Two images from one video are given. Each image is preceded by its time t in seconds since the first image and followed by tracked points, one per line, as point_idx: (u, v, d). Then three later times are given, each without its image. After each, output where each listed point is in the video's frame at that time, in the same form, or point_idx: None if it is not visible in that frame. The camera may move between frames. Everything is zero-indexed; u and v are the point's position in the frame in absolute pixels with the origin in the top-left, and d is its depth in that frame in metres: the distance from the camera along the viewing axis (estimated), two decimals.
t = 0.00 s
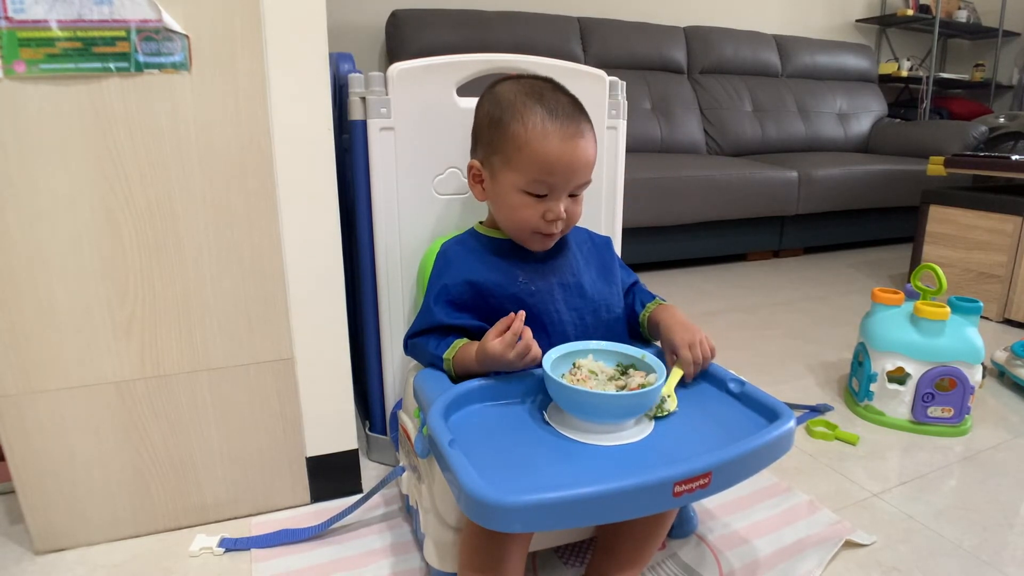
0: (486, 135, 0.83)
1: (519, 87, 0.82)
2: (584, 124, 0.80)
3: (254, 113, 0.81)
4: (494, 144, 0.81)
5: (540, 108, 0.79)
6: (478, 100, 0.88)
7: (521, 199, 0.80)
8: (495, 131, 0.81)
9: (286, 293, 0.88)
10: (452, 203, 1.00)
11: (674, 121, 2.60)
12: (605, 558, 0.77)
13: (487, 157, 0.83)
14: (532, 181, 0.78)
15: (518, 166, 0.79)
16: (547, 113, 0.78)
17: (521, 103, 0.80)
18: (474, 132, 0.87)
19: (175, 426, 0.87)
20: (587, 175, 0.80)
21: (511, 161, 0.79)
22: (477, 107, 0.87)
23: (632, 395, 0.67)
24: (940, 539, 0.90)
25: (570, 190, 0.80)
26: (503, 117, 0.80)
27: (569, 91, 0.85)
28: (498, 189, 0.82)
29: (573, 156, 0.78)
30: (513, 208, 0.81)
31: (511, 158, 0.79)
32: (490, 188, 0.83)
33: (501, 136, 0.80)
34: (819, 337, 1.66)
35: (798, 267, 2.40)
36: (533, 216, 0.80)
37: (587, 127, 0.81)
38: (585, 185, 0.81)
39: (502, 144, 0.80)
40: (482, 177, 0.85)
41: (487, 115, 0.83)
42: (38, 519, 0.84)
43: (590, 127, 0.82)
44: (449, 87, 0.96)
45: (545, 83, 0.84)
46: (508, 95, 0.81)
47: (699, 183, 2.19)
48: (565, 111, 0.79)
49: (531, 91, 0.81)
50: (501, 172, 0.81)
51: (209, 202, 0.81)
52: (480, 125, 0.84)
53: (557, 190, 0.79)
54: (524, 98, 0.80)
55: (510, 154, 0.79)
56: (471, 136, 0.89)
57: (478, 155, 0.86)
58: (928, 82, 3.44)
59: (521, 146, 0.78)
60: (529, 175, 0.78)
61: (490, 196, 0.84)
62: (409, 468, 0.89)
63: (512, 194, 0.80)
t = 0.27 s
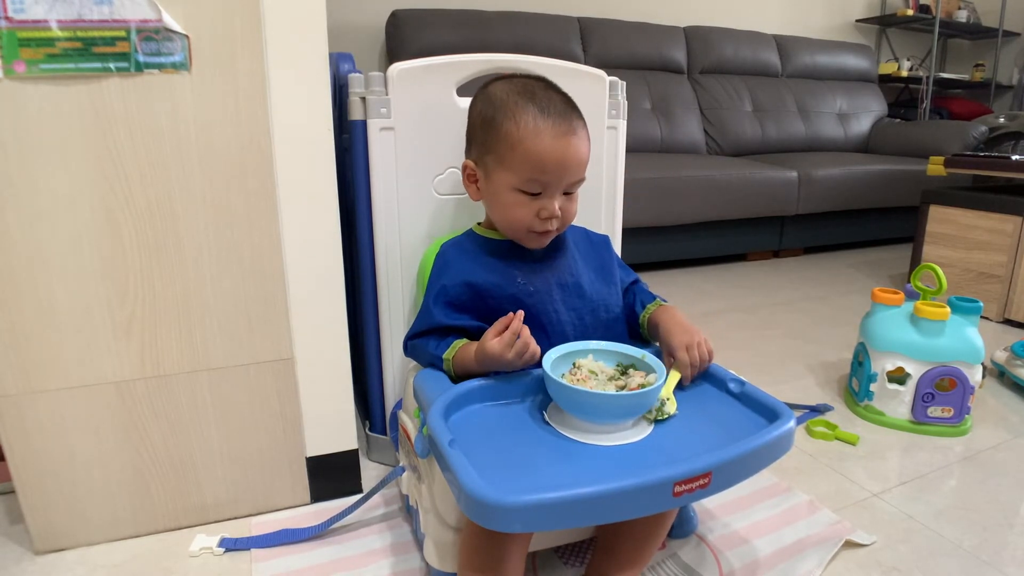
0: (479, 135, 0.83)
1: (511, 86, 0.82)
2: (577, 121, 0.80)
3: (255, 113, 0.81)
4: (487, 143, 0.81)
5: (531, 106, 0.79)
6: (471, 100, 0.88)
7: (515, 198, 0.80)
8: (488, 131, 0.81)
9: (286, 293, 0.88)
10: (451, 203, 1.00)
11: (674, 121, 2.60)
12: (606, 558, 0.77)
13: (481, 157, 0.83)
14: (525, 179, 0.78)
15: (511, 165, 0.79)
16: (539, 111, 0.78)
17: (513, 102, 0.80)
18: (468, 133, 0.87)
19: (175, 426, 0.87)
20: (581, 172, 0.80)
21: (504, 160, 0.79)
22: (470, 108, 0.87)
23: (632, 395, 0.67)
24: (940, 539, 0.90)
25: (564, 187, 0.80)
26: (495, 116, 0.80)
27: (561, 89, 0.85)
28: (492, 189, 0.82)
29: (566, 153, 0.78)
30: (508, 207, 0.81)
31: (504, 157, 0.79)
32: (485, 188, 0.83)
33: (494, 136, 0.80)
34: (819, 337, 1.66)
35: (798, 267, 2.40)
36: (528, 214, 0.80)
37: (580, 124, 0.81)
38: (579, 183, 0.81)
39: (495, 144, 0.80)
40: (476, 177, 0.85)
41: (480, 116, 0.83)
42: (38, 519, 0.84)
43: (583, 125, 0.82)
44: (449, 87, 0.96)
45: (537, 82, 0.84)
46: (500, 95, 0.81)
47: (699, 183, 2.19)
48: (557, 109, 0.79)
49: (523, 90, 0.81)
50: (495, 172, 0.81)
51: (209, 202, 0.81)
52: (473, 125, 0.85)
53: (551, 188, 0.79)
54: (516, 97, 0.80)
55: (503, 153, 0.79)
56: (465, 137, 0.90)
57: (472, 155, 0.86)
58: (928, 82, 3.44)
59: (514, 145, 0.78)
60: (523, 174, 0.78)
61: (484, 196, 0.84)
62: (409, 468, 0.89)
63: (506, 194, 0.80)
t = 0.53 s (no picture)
0: (479, 138, 0.83)
1: (509, 87, 0.82)
2: (577, 120, 0.80)
3: (254, 113, 0.81)
4: (489, 146, 0.81)
5: (532, 107, 0.79)
6: (468, 103, 0.87)
7: (520, 199, 0.80)
8: (489, 134, 0.81)
9: (286, 294, 0.88)
10: (451, 203, 1.00)
11: (674, 121, 2.60)
12: (605, 558, 0.77)
13: (483, 160, 0.83)
14: (530, 180, 0.78)
15: (516, 167, 0.79)
16: (540, 112, 0.78)
17: (514, 104, 0.79)
18: (467, 136, 0.87)
19: (175, 426, 0.87)
20: (584, 170, 0.80)
21: (508, 162, 0.79)
22: (468, 110, 0.87)
23: (631, 395, 0.67)
24: (940, 540, 0.90)
25: (568, 186, 0.80)
26: (496, 119, 0.80)
27: (558, 88, 0.85)
28: (496, 192, 0.82)
29: (569, 153, 0.78)
30: (513, 209, 0.81)
31: (508, 159, 0.79)
32: (488, 190, 0.83)
33: (496, 139, 0.80)
34: (819, 337, 1.66)
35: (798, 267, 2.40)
36: (534, 215, 0.80)
37: (581, 122, 0.81)
38: (583, 180, 0.81)
39: (498, 147, 0.80)
40: (478, 180, 0.85)
41: (479, 119, 0.82)
42: (38, 519, 0.84)
43: (583, 122, 0.82)
44: (449, 87, 0.96)
45: (534, 82, 0.84)
46: (499, 97, 0.81)
47: (699, 183, 2.19)
48: (558, 109, 0.79)
49: (522, 91, 0.81)
50: (499, 174, 0.81)
51: (209, 202, 0.81)
52: (473, 128, 0.84)
53: (556, 188, 0.79)
54: (516, 98, 0.80)
55: (507, 155, 0.79)
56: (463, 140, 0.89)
57: (472, 159, 0.86)
58: (929, 82, 3.44)
59: (518, 147, 0.78)
60: (527, 175, 0.78)
61: (487, 199, 0.84)
62: (409, 468, 0.89)
63: (511, 195, 0.80)
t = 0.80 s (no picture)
0: (488, 138, 0.82)
1: (518, 88, 0.81)
2: (586, 120, 0.81)
3: (254, 113, 0.81)
4: (501, 146, 0.80)
5: (544, 107, 0.79)
6: (471, 103, 0.86)
7: (532, 199, 0.80)
8: (500, 135, 0.80)
9: (286, 294, 0.88)
10: (451, 203, 1.00)
11: (674, 121, 2.60)
12: (605, 558, 0.77)
13: (492, 160, 0.82)
14: (543, 180, 0.78)
15: (529, 167, 0.78)
16: (552, 112, 0.78)
17: (526, 104, 0.79)
18: (471, 136, 0.85)
19: (175, 426, 0.87)
20: (593, 170, 0.81)
21: (520, 163, 0.79)
22: (471, 110, 0.86)
23: (631, 395, 0.67)
24: (940, 540, 0.90)
25: (577, 185, 0.81)
26: (508, 119, 0.79)
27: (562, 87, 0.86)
28: (506, 192, 0.81)
29: (582, 153, 0.78)
30: (524, 209, 0.81)
31: (520, 160, 0.79)
32: (496, 191, 0.83)
33: (507, 139, 0.79)
34: (820, 337, 1.66)
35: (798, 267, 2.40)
36: (545, 214, 0.80)
37: (589, 122, 0.82)
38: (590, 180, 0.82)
39: (511, 147, 0.79)
40: (486, 181, 0.84)
41: (488, 119, 0.82)
42: (38, 519, 0.84)
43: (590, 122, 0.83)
44: (449, 87, 0.96)
45: (540, 82, 0.84)
46: (509, 97, 0.81)
47: (699, 183, 2.19)
48: (568, 109, 0.80)
49: (530, 90, 0.81)
50: (510, 175, 0.80)
51: (209, 202, 0.81)
52: (480, 128, 0.83)
53: (567, 187, 0.80)
54: (527, 98, 0.80)
55: (519, 156, 0.79)
56: (465, 139, 0.88)
57: (478, 159, 0.85)
58: (929, 82, 3.44)
59: (532, 147, 0.78)
60: (540, 175, 0.78)
61: (496, 199, 0.83)
62: (409, 468, 0.89)
63: (522, 195, 0.80)
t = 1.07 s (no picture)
0: (515, 135, 0.81)
1: (548, 87, 0.81)
2: (612, 125, 0.81)
3: (254, 113, 0.81)
4: (527, 144, 0.80)
5: (575, 109, 0.79)
6: (496, 98, 0.85)
7: (554, 199, 0.80)
8: (529, 132, 0.79)
9: (286, 294, 0.88)
10: (452, 203, 1.00)
11: (674, 121, 2.61)
12: (605, 558, 0.77)
13: (517, 157, 0.81)
14: (569, 180, 0.78)
15: (556, 166, 0.78)
16: (582, 114, 0.78)
17: (557, 104, 0.79)
18: (495, 130, 0.84)
19: (175, 426, 0.87)
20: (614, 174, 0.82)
21: (547, 161, 0.79)
22: (497, 105, 0.85)
23: (630, 395, 0.67)
24: (940, 540, 0.90)
25: (598, 189, 0.81)
26: (538, 118, 0.79)
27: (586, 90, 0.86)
28: (528, 189, 0.81)
29: (608, 156, 0.79)
30: (545, 207, 0.81)
31: (548, 159, 0.78)
32: (518, 188, 0.82)
33: (536, 137, 0.79)
34: (820, 337, 1.66)
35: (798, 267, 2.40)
36: (564, 215, 0.81)
37: (614, 127, 0.82)
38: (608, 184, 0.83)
39: (538, 145, 0.79)
40: (507, 177, 0.83)
41: (517, 115, 0.81)
42: (38, 519, 0.84)
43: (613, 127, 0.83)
44: (449, 87, 0.96)
45: (568, 82, 0.83)
46: (539, 95, 0.80)
47: (699, 183, 2.19)
48: (596, 113, 0.80)
49: (560, 91, 0.81)
50: (535, 172, 0.80)
51: (209, 202, 0.81)
52: (506, 123, 0.82)
53: (589, 190, 0.80)
54: (558, 99, 0.79)
55: (547, 155, 0.78)
56: (485, 133, 0.87)
57: (501, 153, 0.84)
58: (929, 82, 3.44)
59: (561, 147, 0.78)
60: (566, 176, 0.78)
61: (516, 195, 0.83)
62: (409, 468, 0.89)
63: (544, 194, 0.80)
